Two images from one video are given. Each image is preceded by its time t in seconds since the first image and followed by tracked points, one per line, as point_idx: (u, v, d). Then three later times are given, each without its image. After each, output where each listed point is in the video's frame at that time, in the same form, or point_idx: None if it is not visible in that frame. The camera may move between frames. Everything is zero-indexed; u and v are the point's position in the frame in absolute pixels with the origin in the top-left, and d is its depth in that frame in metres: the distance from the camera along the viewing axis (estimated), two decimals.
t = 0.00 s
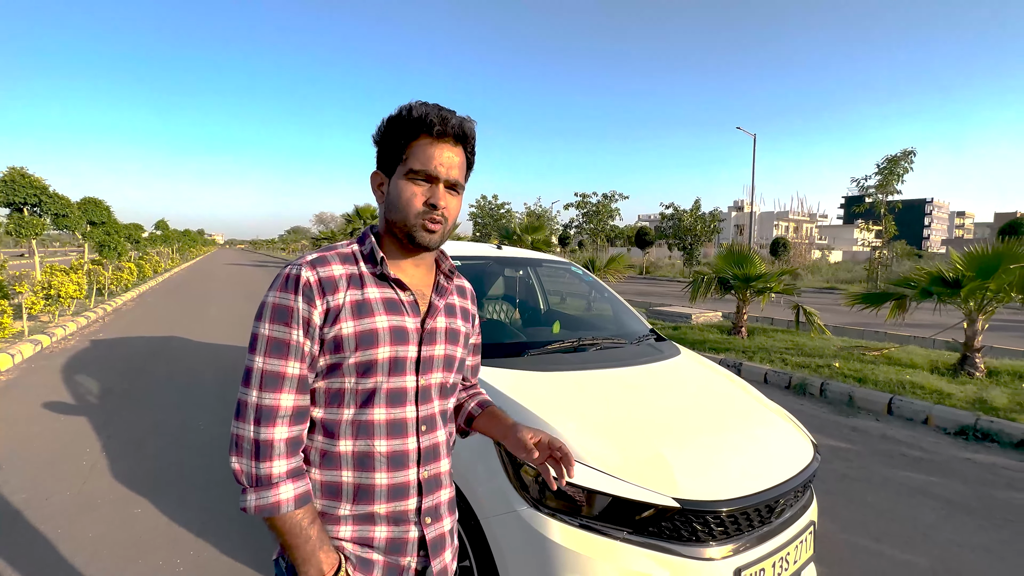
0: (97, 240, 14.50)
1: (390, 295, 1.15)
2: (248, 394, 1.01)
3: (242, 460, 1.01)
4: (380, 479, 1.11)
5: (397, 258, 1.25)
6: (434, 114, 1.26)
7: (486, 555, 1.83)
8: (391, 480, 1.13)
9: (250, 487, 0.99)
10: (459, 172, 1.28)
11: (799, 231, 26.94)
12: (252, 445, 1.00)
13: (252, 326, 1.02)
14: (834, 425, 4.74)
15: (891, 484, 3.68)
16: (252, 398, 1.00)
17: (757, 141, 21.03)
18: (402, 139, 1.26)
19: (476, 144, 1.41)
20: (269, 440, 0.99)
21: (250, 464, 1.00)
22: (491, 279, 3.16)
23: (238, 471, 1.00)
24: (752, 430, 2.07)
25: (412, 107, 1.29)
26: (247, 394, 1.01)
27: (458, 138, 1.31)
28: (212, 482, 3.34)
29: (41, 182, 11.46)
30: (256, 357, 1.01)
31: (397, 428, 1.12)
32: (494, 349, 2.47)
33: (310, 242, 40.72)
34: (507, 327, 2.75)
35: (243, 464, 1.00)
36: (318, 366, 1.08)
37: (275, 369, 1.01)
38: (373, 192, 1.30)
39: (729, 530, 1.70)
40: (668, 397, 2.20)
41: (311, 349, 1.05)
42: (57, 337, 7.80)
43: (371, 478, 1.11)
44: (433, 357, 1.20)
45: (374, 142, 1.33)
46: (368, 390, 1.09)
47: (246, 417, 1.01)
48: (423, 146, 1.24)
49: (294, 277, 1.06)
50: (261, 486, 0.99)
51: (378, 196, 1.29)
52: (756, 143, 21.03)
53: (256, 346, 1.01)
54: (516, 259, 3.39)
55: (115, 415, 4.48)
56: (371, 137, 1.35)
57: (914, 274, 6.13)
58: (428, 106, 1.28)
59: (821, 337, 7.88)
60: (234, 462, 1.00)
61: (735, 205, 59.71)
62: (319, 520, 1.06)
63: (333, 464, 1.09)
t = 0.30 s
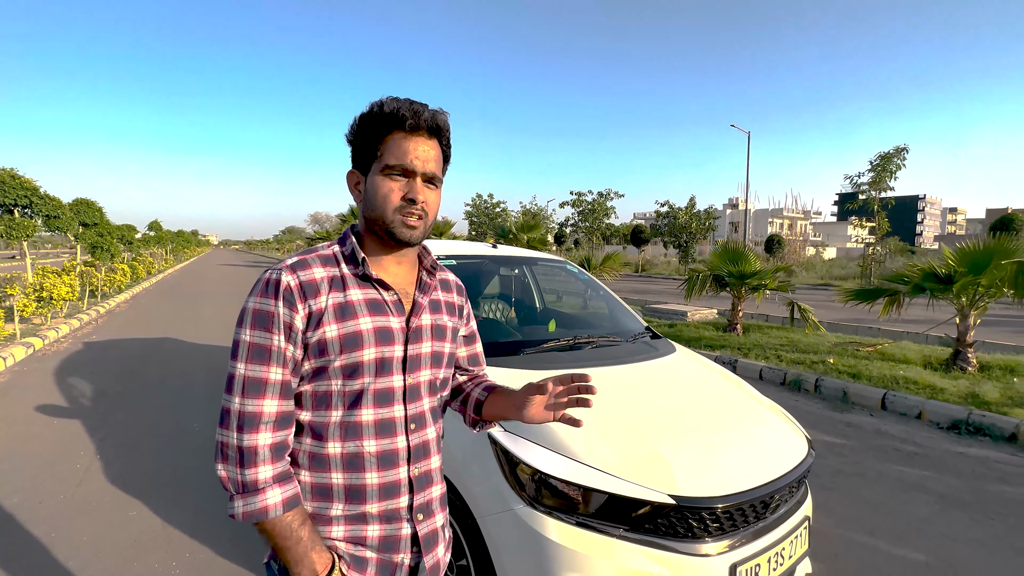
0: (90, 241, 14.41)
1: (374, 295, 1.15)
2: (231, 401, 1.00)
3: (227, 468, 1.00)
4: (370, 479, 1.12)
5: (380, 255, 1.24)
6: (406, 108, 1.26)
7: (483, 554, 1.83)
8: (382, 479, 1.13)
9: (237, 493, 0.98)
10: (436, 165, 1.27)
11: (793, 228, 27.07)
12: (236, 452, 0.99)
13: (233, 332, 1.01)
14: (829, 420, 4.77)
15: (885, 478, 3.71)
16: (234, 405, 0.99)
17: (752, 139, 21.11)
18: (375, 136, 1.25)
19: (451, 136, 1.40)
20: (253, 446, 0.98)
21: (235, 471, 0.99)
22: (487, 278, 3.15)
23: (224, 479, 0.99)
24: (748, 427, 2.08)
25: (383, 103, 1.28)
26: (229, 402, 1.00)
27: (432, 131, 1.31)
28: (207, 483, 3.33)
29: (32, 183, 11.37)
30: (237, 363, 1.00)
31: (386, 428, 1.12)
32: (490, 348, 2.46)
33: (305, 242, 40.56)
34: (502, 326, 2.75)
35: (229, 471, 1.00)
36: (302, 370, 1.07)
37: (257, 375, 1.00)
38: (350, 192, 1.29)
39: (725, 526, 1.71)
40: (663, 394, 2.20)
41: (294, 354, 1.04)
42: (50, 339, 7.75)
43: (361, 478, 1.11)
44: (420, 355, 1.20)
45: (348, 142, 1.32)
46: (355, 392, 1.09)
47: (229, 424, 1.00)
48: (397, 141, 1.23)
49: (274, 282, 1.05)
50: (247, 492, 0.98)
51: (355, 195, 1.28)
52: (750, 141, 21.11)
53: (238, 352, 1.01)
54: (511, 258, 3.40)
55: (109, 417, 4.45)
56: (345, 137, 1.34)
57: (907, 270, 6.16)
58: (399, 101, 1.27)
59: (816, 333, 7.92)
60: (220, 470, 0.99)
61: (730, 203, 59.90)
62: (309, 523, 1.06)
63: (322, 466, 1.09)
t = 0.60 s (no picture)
0: (82, 243, 14.30)
1: (350, 297, 1.14)
2: (204, 408, 0.99)
3: (202, 475, 0.99)
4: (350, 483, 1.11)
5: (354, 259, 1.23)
6: (383, 111, 1.21)
7: (479, 552, 1.84)
8: (362, 482, 1.13)
9: (212, 501, 0.98)
10: (413, 171, 1.24)
11: (788, 224, 27.17)
12: (210, 459, 0.99)
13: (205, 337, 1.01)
14: (824, 415, 4.79)
15: (879, 472, 3.73)
16: (207, 412, 0.99)
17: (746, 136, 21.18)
18: (351, 137, 1.21)
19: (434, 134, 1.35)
20: (226, 453, 0.98)
21: (209, 478, 0.99)
22: (482, 277, 3.15)
23: (198, 487, 0.98)
24: (742, 422, 2.09)
25: (361, 100, 1.23)
26: (202, 408, 0.99)
27: (410, 133, 1.26)
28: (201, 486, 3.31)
29: (23, 185, 11.27)
30: (210, 369, 0.99)
31: (365, 430, 1.12)
32: (485, 347, 2.46)
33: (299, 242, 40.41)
34: (497, 324, 2.75)
35: (203, 479, 0.99)
36: (278, 375, 1.06)
37: (230, 381, 0.99)
38: (326, 192, 1.27)
39: (719, 523, 1.71)
40: (658, 392, 2.20)
41: (268, 358, 1.03)
42: (42, 342, 7.68)
43: (340, 482, 1.11)
44: (401, 355, 1.20)
45: (325, 137, 1.28)
46: (334, 395, 1.09)
47: (203, 431, 0.99)
48: (372, 147, 1.20)
49: (246, 285, 1.03)
50: (222, 499, 0.98)
51: (331, 196, 1.26)
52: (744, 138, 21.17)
53: (210, 358, 1.00)
54: (506, 256, 3.40)
55: (102, 420, 4.42)
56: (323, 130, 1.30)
57: (900, 265, 6.20)
58: (377, 100, 1.22)
59: (810, 329, 7.95)
60: (194, 478, 0.99)
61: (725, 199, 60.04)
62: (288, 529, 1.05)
63: (300, 471, 1.09)
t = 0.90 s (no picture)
0: (76, 244, 14.20)
1: (313, 299, 1.12)
2: (159, 426, 0.96)
3: (160, 497, 0.96)
4: (323, 494, 1.09)
5: (316, 252, 1.21)
6: (324, 92, 1.21)
7: (476, 553, 1.82)
8: (336, 493, 1.11)
9: (173, 525, 0.95)
10: (364, 150, 1.23)
11: (784, 220, 27.22)
12: (168, 480, 0.96)
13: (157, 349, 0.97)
14: (820, 411, 4.79)
15: (876, 467, 3.74)
16: (163, 430, 0.96)
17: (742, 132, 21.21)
18: (297, 124, 1.23)
19: (387, 114, 1.34)
20: (185, 473, 0.95)
21: (169, 500, 0.96)
22: (477, 275, 3.13)
23: (158, 510, 0.95)
24: (738, 418, 2.08)
25: (303, 85, 1.24)
26: (157, 426, 0.96)
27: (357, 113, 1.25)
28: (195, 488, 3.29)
29: (14, 186, 11.17)
30: (164, 385, 0.96)
31: (337, 438, 1.11)
32: (480, 345, 2.44)
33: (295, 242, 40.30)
34: (493, 323, 2.73)
35: (162, 501, 0.96)
36: (240, 386, 1.04)
37: (185, 396, 0.96)
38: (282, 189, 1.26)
39: (717, 520, 1.70)
40: (653, 389, 2.19)
41: (227, 369, 1.01)
42: (35, 345, 7.62)
43: (313, 494, 1.09)
44: (372, 357, 1.18)
45: (276, 135, 1.28)
46: (301, 403, 1.07)
47: (159, 451, 0.96)
48: (318, 131, 1.19)
49: (198, 293, 1.00)
50: (184, 522, 0.95)
51: (285, 189, 1.26)
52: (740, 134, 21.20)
53: (163, 372, 0.97)
54: (502, 254, 3.38)
55: (96, 423, 4.39)
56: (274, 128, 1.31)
57: (896, 260, 6.20)
58: (319, 83, 1.23)
59: (806, 324, 7.97)
60: (152, 500, 0.96)
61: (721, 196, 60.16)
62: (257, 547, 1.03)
63: (268, 485, 1.06)
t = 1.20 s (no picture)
0: (73, 246, 14.13)
1: (269, 304, 1.09)
2: (99, 450, 0.91)
3: (104, 526, 0.92)
4: (287, 514, 1.06)
5: (274, 252, 1.18)
6: (269, 79, 1.17)
7: (475, 556, 1.80)
8: (302, 512, 1.08)
9: (119, 557, 0.90)
10: (318, 137, 1.19)
11: (783, 217, 27.21)
12: (111, 509, 0.91)
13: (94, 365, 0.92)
14: (820, 407, 4.77)
15: (877, 463, 3.72)
16: (104, 454, 0.91)
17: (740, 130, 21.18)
18: (243, 112, 1.19)
19: (342, 95, 1.30)
20: (129, 500, 0.90)
21: (113, 530, 0.91)
22: (475, 274, 3.10)
23: (101, 540, 0.91)
24: (739, 416, 2.06)
25: (247, 68, 1.20)
26: (98, 450, 0.91)
27: (308, 97, 1.21)
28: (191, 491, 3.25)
29: (10, 187, 11.10)
30: (103, 405, 0.92)
31: (302, 453, 1.08)
32: (478, 344, 2.41)
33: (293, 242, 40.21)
34: (490, 322, 2.70)
35: (105, 531, 0.91)
36: (191, 402, 1.00)
37: (127, 416, 0.92)
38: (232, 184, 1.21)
39: (719, 521, 1.68)
40: (651, 388, 2.16)
41: (174, 385, 0.96)
42: (32, 347, 7.57)
43: (276, 513, 1.05)
44: (337, 364, 1.16)
45: (223, 126, 1.23)
46: (260, 417, 1.04)
47: (100, 477, 0.91)
48: (266, 121, 1.15)
49: (137, 302, 0.95)
50: (132, 553, 0.90)
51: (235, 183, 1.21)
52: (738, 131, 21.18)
53: (101, 391, 0.92)
54: (499, 252, 3.35)
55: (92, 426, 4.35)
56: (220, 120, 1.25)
57: (895, 256, 6.18)
58: (265, 67, 1.18)
59: (806, 321, 7.95)
60: (95, 530, 0.91)
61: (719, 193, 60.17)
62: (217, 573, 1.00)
63: (227, 507, 1.02)
